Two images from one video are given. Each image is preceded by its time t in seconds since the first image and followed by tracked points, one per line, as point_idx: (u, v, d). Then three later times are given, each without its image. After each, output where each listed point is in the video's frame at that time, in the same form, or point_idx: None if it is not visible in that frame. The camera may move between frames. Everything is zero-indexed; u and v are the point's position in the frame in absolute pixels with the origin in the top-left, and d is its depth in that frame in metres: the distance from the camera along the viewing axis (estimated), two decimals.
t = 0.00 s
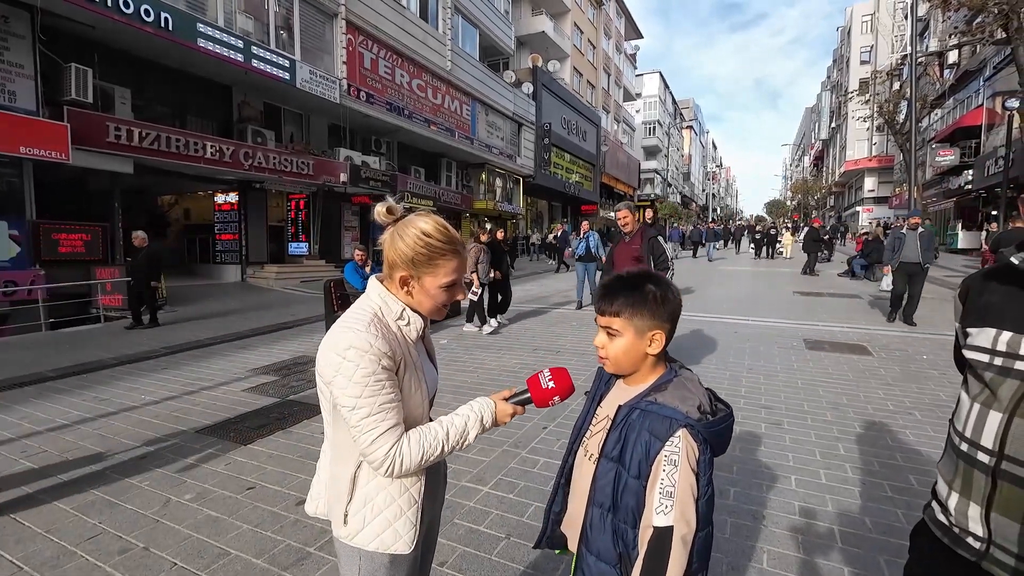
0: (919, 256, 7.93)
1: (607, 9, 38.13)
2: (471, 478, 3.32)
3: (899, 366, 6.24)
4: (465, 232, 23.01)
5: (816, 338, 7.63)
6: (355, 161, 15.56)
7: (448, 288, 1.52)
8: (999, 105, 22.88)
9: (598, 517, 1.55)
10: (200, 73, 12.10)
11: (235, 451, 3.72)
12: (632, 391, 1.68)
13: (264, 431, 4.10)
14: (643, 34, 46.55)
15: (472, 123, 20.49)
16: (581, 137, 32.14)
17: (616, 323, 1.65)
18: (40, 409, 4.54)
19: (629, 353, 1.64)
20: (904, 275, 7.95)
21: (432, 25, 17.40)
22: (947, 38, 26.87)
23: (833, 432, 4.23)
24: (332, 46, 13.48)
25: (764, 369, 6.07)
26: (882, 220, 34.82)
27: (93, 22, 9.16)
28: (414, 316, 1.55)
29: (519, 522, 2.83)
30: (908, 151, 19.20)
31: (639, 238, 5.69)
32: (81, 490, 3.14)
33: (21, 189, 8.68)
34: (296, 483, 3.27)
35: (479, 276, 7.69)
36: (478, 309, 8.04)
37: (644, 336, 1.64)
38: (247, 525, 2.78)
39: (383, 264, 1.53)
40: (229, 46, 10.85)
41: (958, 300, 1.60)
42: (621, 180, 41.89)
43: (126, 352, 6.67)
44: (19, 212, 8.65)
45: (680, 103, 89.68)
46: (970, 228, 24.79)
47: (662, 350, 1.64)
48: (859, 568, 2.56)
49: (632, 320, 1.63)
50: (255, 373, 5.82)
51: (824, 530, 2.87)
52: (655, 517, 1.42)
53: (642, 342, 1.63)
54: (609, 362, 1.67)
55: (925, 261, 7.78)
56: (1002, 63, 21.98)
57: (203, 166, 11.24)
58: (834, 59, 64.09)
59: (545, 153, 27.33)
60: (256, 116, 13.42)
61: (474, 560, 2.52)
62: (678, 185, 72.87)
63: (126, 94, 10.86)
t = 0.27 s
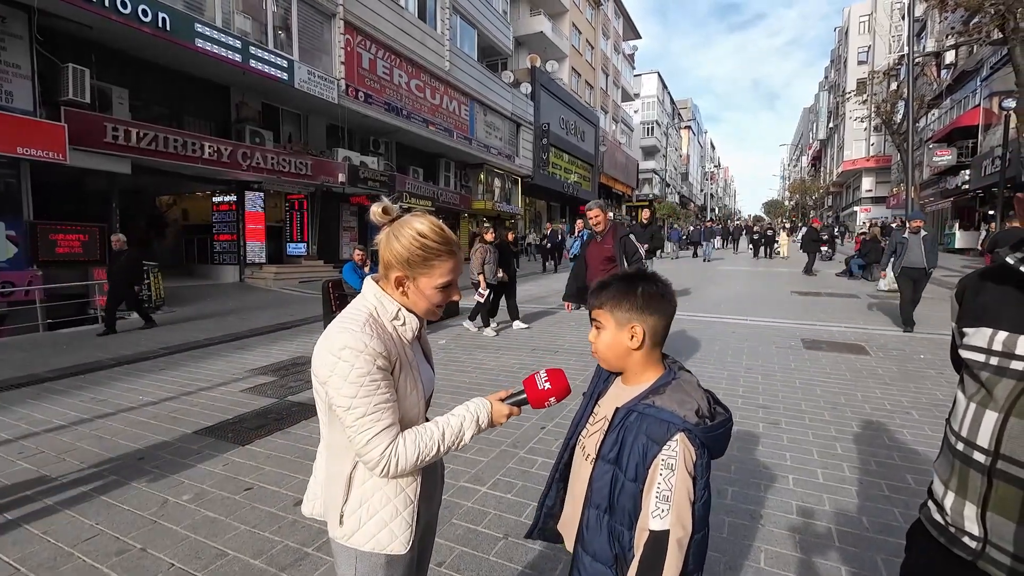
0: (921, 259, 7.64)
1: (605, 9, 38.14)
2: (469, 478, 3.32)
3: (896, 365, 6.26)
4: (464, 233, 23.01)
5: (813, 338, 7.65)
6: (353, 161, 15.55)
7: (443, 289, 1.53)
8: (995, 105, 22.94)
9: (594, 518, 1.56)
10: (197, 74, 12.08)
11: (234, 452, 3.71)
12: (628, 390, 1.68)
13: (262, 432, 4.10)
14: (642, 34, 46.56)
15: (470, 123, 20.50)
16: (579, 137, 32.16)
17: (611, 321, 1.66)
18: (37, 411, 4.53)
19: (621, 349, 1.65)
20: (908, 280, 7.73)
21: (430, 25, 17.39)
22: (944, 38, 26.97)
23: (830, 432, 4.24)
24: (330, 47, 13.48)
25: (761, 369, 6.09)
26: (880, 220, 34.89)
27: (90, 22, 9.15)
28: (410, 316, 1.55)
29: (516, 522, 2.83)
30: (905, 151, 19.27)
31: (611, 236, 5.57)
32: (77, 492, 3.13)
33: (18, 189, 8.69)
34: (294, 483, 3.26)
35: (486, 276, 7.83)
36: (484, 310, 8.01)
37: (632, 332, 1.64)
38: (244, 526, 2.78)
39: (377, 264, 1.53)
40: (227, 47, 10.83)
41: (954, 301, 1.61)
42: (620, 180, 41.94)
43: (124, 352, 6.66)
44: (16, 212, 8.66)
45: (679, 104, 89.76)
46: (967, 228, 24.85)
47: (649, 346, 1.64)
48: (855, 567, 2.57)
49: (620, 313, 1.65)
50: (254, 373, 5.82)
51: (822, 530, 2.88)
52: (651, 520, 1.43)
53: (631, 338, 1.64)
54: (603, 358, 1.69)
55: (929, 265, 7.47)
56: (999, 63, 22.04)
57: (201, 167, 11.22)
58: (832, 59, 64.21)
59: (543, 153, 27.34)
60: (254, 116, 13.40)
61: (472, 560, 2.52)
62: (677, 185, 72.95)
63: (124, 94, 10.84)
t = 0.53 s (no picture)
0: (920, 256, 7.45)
1: (601, 9, 38.20)
2: (466, 478, 3.32)
3: (891, 363, 6.29)
4: (460, 233, 22.98)
5: (809, 337, 7.68)
6: (350, 161, 15.52)
7: (435, 289, 1.53)
8: (989, 105, 23.08)
9: (584, 516, 1.56)
10: (192, 74, 12.04)
11: (229, 453, 3.70)
12: (620, 390, 1.69)
13: (258, 433, 4.09)
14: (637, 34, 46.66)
15: (467, 123, 20.49)
16: (576, 137, 32.19)
17: (604, 320, 1.68)
18: (30, 412, 4.50)
19: (610, 346, 1.67)
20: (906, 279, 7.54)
21: (426, 25, 17.38)
22: (937, 39, 27.14)
23: (824, 430, 4.25)
24: (326, 46, 13.45)
25: (757, 368, 6.11)
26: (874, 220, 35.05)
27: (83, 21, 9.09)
28: (402, 317, 1.55)
29: (512, 522, 2.83)
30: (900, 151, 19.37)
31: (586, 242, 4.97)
32: (70, 495, 3.11)
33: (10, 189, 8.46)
34: (289, 484, 3.26)
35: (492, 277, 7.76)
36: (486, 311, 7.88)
37: (621, 328, 1.65)
38: (239, 528, 2.77)
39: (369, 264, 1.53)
40: (222, 47, 10.79)
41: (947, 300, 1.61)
42: (616, 180, 41.98)
43: (118, 354, 6.62)
44: (9, 213, 8.47)
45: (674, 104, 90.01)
46: (961, 227, 24.99)
47: (638, 343, 1.64)
48: (850, 565, 2.58)
49: (610, 309, 1.66)
50: (249, 374, 5.80)
51: (818, 528, 2.88)
52: (637, 521, 1.43)
53: (620, 336, 1.65)
54: (594, 355, 1.71)
55: (928, 261, 7.29)
56: (992, 64, 22.18)
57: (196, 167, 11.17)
58: (827, 59, 64.50)
59: (539, 153, 27.35)
60: (250, 116, 13.36)
61: (468, 561, 2.52)
62: (673, 185, 73.09)
63: (118, 94, 10.79)
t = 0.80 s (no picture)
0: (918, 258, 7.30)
1: (595, 9, 38.23)
2: (461, 478, 3.32)
3: (883, 361, 6.34)
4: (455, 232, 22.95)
5: (801, 335, 7.73)
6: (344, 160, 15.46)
7: (428, 288, 1.52)
8: (978, 104, 23.29)
9: (575, 513, 1.57)
10: (183, 72, 11.94)
11: (222, 454, 3.68)
12: (614, 387, 1.69)
13: (251, 433, 4.07)
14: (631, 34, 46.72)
15: (461, 122, 20.46)
16: (570, 136, 32.20)
17: (601, 318, 1.67)
18: (21, 414, 4.46)
19: (603, 343, 1.68)
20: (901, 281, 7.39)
21: (420, 24, 17.33)
22: (928, 39, 27.37)
23: (817, 427, 4.28)
24: (319, 45, 13.38)
25: (750, 365, 6.14)
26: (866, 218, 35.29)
27: (73, 19, 9.00)
28: (394, 316, 1.55)
29: (508, 521, 2.84)
30: (891, 150, 19.52)
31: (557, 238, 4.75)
32: (60, 497, 3.08)
33: None
34: (283, 485, 3.24)
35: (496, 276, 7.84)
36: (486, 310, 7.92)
37: (613, 326, 1.66)
38: (233, 529, 2.76)
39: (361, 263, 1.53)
40: (215, 45, 10.72)
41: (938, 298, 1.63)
42: (610, 179, 42.07)
43: (110, 354, 6.57)
44: None
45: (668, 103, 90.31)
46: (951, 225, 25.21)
47: (631, 340, 1.65)
48: (842, 561, 2.60)
49: (604, 307, 1.67)
50: (243, 375, 5.77)
51: (811, 525, 2.91)
52: (624, 518, 1.44)
53: (613, 333, 1.66)
54: (587, 352, 1.72)
55: (924, 263, 7.17)
56: (981, 64, 22.38)
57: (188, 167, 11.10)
58: (818, 58, 64.85)
59: (533, 152, 27.35)
60: (243, 116, 13.28)
61: (463, 560, 2.52)
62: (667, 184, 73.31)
63: (108, 93, 10.63)
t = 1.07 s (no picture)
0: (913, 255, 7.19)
1: (585, 8, 38.28)
2: (454, 477, 3.32)
3: (871, 357, 6.42)
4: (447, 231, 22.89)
5: (791, 332, 7.79)
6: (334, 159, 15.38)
7: (419, 288, 1.52)
8: (963, 103, 23.61)
9: (568, 512, 1.57)
10: (171, 70, 11.82)
11: (212, 456, 3.65)
12: (607, 387, 1.69)
13: (242, 434, 4.04)
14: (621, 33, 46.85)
15: (452, 121, 20.41)
16: (561, 135, 32.24)
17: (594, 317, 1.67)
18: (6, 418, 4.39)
19: (595, 343, 1.68)
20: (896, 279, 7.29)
21: (410, 21, 17.27)
22: (913, 38, 27.69)
23: (807, 423, 4.32)
24: (309, 43, 13.30)
25: (741, 363, 6.19)
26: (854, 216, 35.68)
27: (57, 16, 8.87)
28: (386, 316, 1.54)
29: (501, 519, 2.84)
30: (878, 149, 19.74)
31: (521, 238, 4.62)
32: (46, 500, 3.04)
33: None
34: (275, 486, 3.22)
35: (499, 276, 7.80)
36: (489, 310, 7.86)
37: (602, 325, 1.67)
38: (224, 531, 2.74)
39: (352, 262, 1.52)
40: (202, 43, 10.62)
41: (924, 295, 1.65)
42: (602, 177, 42.16)
43: (97, 356, 6.49)
44: None
45: (659, 102, 90.73)
46: (937, 223, 25.55)
47: (620, 339, 1.65)
48: (831, 554, 2.63)
49: (590, 306, 1.68)
50: (234, 376, 5.73)
51: (802, 520, 2.93)
52: (617, 517, 1.45)
53: (603, 333, 1.66)
54: (580, 352, 1.72)
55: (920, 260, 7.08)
56: (966, 63, 22.69)
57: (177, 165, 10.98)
58: (806, 58, 65.51)
59: (525, 151, 27.34)
60: (231, 114, 13.16)
61: (456, 559, 2.52)
62: (658, 183, 73.68)
63: (94, 91, 10.51)
